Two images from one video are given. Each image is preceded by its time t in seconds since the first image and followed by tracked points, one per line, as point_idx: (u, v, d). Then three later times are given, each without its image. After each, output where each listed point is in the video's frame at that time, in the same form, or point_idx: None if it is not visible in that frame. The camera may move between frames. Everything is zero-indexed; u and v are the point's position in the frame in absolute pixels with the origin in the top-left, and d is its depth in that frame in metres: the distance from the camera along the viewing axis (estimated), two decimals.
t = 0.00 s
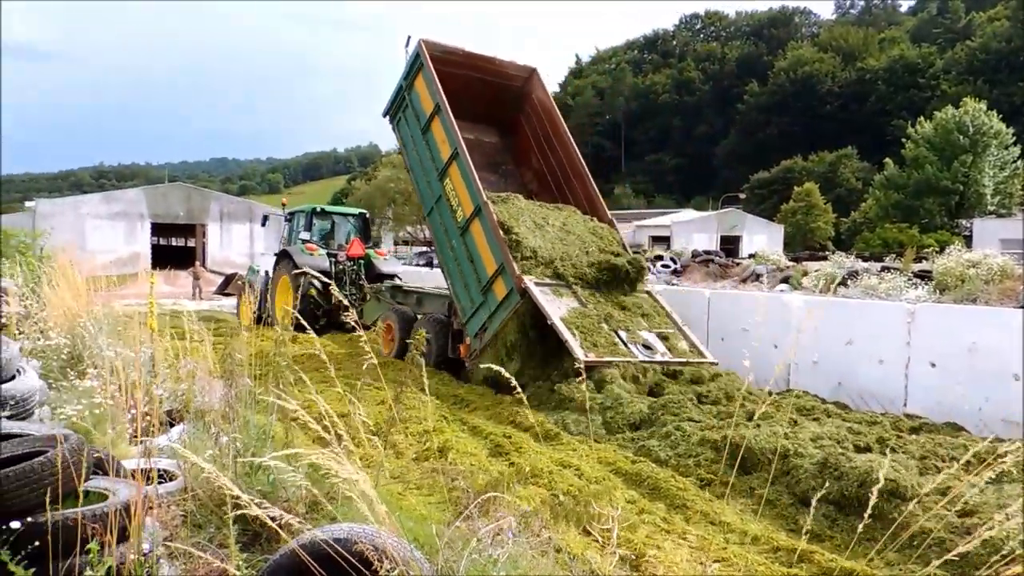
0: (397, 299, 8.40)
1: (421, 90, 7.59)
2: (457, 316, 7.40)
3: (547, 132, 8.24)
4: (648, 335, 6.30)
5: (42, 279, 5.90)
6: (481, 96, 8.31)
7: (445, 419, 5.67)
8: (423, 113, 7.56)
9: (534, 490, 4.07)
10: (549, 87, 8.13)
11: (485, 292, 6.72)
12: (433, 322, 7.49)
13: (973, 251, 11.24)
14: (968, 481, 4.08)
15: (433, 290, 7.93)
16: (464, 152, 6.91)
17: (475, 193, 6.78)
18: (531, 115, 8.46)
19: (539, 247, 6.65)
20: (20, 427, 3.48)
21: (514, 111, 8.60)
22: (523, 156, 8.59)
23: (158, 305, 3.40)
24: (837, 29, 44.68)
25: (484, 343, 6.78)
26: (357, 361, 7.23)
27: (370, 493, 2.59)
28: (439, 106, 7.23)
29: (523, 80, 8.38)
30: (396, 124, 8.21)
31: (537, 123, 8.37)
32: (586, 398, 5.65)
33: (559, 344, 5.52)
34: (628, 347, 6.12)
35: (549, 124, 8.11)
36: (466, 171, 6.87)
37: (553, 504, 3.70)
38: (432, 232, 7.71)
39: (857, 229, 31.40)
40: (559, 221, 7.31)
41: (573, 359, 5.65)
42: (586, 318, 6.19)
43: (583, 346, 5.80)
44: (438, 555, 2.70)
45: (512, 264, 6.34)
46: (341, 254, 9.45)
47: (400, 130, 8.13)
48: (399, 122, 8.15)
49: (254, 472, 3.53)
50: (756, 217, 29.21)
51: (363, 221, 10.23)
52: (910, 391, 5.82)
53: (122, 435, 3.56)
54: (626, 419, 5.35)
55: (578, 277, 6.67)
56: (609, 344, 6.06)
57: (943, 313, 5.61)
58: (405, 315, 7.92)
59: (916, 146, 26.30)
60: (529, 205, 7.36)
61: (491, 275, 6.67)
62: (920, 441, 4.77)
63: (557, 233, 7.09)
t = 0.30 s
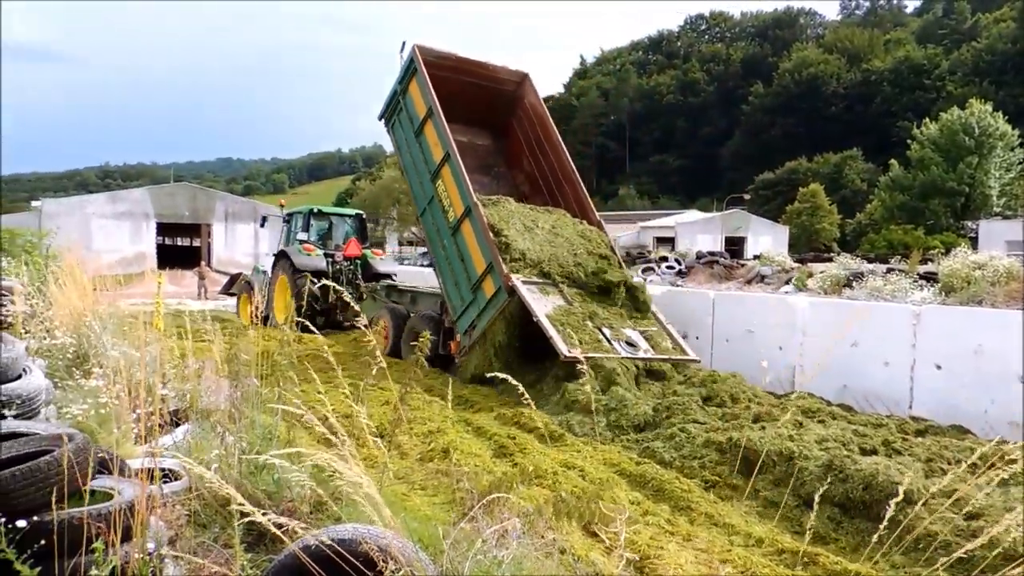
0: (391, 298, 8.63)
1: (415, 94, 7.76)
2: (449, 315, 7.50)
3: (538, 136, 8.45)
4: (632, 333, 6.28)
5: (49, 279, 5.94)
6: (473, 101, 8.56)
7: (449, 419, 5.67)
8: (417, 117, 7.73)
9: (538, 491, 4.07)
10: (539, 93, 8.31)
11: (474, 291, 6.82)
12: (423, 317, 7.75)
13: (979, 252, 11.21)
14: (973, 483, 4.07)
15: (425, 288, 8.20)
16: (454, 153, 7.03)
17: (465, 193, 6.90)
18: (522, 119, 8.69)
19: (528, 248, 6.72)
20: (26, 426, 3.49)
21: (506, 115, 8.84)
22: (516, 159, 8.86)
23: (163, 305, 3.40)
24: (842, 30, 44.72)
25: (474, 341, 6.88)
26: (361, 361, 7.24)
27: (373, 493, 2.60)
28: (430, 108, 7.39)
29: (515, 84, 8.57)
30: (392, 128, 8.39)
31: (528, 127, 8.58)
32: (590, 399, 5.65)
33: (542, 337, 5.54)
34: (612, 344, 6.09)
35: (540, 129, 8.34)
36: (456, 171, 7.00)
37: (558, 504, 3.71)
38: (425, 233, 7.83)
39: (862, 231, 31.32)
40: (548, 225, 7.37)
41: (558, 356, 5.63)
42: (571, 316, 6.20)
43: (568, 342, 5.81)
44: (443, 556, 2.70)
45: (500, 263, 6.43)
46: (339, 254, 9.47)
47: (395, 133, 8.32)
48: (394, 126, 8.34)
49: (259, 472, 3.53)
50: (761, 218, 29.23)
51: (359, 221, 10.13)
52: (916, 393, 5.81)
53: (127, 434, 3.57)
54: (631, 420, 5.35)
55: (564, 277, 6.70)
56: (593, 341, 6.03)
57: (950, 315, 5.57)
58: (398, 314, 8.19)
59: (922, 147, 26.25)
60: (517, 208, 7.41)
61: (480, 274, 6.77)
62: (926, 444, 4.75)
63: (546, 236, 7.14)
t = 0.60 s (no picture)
0: (389, 298, 8.87)
1: (409, 98, 7.96)
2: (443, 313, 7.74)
3: (531, 138, 8.62)
4: (618, 330, 6.57)
5: (58, 279, 5.96)
6: (468, 103, 8.71)
7: (456, 420, 5.67)
8: (412, 120, 7.93)
9: (546, 493, 4.05)
10: (532, 95, 8.49)
11: (466, 290, 7.03)
12: (419, 316, 7.96)
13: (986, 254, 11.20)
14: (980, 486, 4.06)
15: (421, 289, 8.48)
16: (447, 156, 7.23)
17: (457, 196, 7.10)
18: (516, 121, 8.85)
19: (519, 251, 6.95)
20: (35, 425, 3.52)
21: (501, 117, 8.99)
22: (510, 161, 9.01)
23: (171, 306, 3.41)
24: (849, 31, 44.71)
25: (466, 339, 7.10)
26: (367, 361, 7.28)
27: (381, 495, 2.61)
28: (424, 112, 7.58)
29: (509, 87, 8.76)
30: (388, 131, 8.58)
31: (522, 129, 8.74)
32: (597, 400, 5.64)
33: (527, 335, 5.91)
34: (599, 340, 6.40)
35: (534, 131, 8.49)
36: (449, 174, 7.19)
37: (564, 504, 3.71)
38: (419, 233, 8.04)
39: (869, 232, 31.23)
40: (539, 226, 7.60)
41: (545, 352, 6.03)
42: (559, 313, 6.53)
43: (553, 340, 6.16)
44: (451, 557, 2.72)
45: (491, 263, 6.64)
46: (338, 255, 9.77)
47: (391, 136, 8.52)
48: (390, 129, 8.54)
49: (266, 472, 3.54)
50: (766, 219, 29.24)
51: (356, 223, 10.59)
52: (923, 395, 5.66)
53: (135, 434, 3.58)
54: (638, 422, 5.35)
55: (553, 275, 7.01)
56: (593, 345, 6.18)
57: (956, 314, 5.19)
58: (395, 312, 8.39)
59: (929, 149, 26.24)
60: (511, 211, 7.64)
61: (472, 273, 6.98)
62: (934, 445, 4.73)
63: (536, 238, 7.37)
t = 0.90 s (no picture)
0: (389, 299, 8.90)
1: (403, 103, 8.03)
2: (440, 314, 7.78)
3: (524, 139, 8.60)
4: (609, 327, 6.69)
5: (72, 284, 6.01)
6: (461, 106, 8.72)
7: (467, 421, 5.67)
8: (405, 125, 8.00)
9: (558, 494, 4.03)
10: (524, 97, 8.47)
11: (461, 290, 7.10)
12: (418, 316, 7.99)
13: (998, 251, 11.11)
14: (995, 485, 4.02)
15: (420, 290, 8.50)
16: (440, 160, 7.29)
17: (451, 199, 7.16)
18: (510, 122, 8.82)
19: (512, 254, 7.00)
20: (50, 429, 3.58)
21: (496, 118, 8.97)
22: (505, 161, 8.97)
23: (183, 310, 3.44)
24: (856, 28, 44.63)
25: (462, 339, 7.17)
26: (376, 363, 7.29)
27: (391, 495, 2.60)
28: (418, 117, 7.65)
29: (502, 89, 8.77)
30: (384, 137, 8.65)
31: (515, 130, 8.73)
32: (608, 401, 5.62)
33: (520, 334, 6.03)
34: (586, 334, 6.54)
35: (527, 132, 8.47)
36: (443, 177, 7.26)
37: (577, 506, 3.69)
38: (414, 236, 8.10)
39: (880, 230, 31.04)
40: (532, 229, 7.63)
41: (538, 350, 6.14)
42: (551, 312, 6.63)
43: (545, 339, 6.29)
44: (463, 558, 2.71)
45: (484, 263, 6.71)
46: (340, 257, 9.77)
47: (387, 141, 8.59)
48: (386, 134, 8.61)
49: (279, 474, 3.55)
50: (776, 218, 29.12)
51: (358, 226, 10.61)
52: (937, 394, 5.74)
53: (149, 437, 3.60)
54: (650, 422, 5.34)
55: (544, 273, 7.10)
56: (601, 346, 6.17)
57: (973, 315, 5.49)
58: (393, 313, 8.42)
59: (939, 145, 26.11)
60: (502, 215, 7.66)
61: (466, 274, 7.05)
62: (947, 444, 4.70)
63: (530, 240, 7.41)
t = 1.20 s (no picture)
0: (395, 300, 8.95)
1: (405, 108, 8.08)
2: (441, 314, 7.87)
3: (525, 144, 8.61)
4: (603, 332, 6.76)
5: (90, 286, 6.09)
6: (462, 111, 8.74)
7: (481, 423, 5.67)
8: (407, 130, 8.06)
9: (573, 496, 4.03)
10: (525, 102, 8.45)
11: (463, 291, 7.19)
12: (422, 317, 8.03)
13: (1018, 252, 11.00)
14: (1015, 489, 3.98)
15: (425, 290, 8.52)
16: (442, 164, 7.35)
17: (452, 202, 7.22)
18: (510, 126, 8.81)
19: (513, 258, 7.03)
20: (70, 430, 3.63)
21: (497, 123, 8.98)
22: (506, 163, 9.00)
23: (200, 313, 3.47)
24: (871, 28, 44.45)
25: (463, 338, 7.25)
26: (390, 364, 7.31)
27: (408, 497, 2.61)
28: (419, 121, 7.70)
29: (502, 94, 8.73)
30: (387, 142, 8.69)
31: (516, 135, 8.72)
32: (622, 403, 5.61)
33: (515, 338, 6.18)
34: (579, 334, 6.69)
35: (527, 136, 8.47)
36: (444, 180, 7.31)
37: (593, 510, 3.68)
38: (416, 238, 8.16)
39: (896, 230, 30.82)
40: (533, 235, 7.61)
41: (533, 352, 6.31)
42: (547, 315, 6.74)
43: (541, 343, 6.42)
44: (478, 560, 2.71)
45: (484, 265, 6.79)
46: (347, 260, 9.79)
47: (390, 145, 8.65)
48: (389, 139, 8.66)
49: (295, 475, 3.57)
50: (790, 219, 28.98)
51: (366, 228, 10.64)
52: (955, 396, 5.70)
53: (167, 438, 3.63)
54: (664, 424, 5.33)
55: (543, 273, 7.14)
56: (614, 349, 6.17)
57: (993, 317, 5.44)
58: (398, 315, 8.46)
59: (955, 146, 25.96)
60: (502, 221, 7.59)
61: (467, 275, 7.14)
62: (966, 447, 4.66)
63: (530, 247, 7.41)
